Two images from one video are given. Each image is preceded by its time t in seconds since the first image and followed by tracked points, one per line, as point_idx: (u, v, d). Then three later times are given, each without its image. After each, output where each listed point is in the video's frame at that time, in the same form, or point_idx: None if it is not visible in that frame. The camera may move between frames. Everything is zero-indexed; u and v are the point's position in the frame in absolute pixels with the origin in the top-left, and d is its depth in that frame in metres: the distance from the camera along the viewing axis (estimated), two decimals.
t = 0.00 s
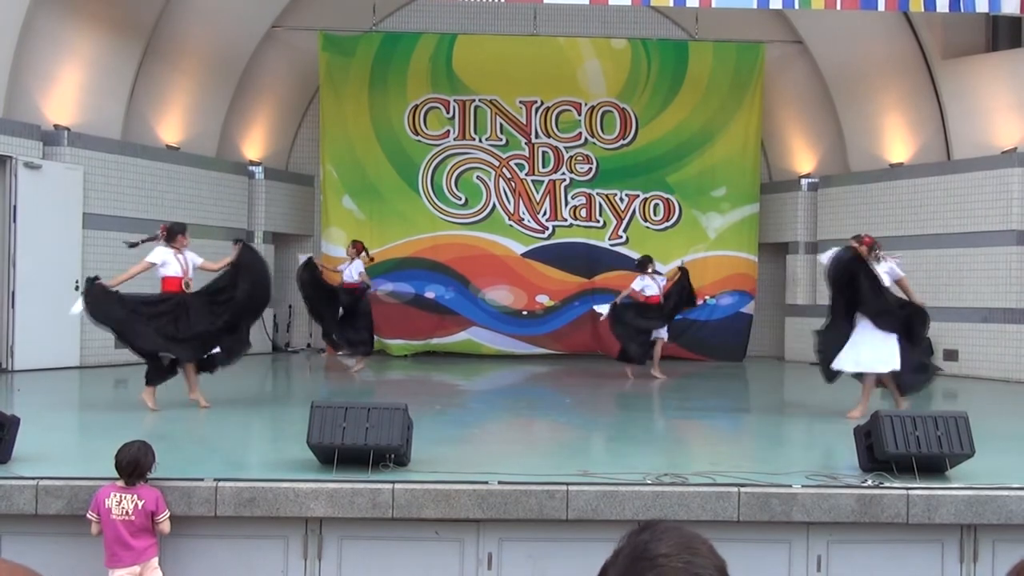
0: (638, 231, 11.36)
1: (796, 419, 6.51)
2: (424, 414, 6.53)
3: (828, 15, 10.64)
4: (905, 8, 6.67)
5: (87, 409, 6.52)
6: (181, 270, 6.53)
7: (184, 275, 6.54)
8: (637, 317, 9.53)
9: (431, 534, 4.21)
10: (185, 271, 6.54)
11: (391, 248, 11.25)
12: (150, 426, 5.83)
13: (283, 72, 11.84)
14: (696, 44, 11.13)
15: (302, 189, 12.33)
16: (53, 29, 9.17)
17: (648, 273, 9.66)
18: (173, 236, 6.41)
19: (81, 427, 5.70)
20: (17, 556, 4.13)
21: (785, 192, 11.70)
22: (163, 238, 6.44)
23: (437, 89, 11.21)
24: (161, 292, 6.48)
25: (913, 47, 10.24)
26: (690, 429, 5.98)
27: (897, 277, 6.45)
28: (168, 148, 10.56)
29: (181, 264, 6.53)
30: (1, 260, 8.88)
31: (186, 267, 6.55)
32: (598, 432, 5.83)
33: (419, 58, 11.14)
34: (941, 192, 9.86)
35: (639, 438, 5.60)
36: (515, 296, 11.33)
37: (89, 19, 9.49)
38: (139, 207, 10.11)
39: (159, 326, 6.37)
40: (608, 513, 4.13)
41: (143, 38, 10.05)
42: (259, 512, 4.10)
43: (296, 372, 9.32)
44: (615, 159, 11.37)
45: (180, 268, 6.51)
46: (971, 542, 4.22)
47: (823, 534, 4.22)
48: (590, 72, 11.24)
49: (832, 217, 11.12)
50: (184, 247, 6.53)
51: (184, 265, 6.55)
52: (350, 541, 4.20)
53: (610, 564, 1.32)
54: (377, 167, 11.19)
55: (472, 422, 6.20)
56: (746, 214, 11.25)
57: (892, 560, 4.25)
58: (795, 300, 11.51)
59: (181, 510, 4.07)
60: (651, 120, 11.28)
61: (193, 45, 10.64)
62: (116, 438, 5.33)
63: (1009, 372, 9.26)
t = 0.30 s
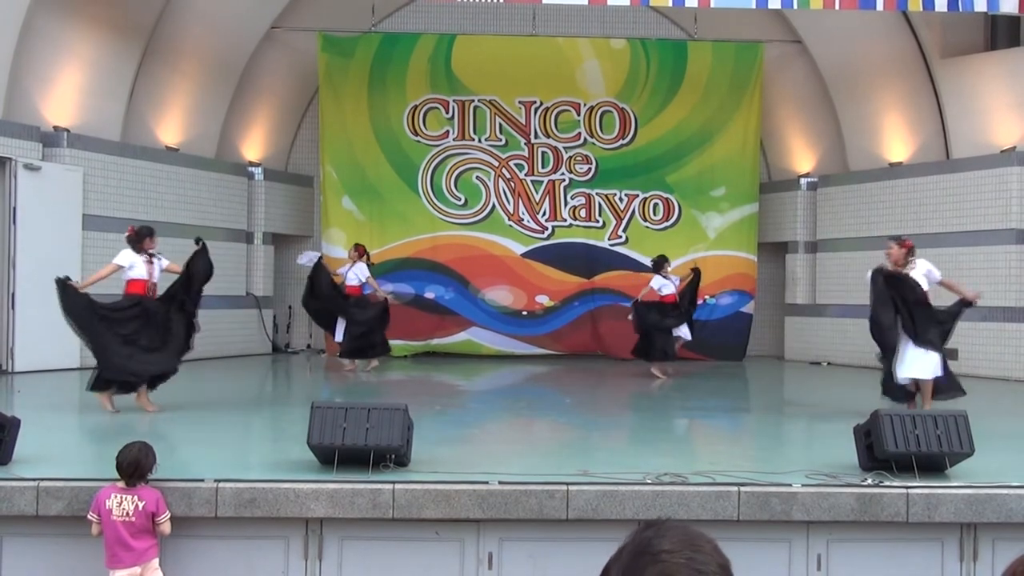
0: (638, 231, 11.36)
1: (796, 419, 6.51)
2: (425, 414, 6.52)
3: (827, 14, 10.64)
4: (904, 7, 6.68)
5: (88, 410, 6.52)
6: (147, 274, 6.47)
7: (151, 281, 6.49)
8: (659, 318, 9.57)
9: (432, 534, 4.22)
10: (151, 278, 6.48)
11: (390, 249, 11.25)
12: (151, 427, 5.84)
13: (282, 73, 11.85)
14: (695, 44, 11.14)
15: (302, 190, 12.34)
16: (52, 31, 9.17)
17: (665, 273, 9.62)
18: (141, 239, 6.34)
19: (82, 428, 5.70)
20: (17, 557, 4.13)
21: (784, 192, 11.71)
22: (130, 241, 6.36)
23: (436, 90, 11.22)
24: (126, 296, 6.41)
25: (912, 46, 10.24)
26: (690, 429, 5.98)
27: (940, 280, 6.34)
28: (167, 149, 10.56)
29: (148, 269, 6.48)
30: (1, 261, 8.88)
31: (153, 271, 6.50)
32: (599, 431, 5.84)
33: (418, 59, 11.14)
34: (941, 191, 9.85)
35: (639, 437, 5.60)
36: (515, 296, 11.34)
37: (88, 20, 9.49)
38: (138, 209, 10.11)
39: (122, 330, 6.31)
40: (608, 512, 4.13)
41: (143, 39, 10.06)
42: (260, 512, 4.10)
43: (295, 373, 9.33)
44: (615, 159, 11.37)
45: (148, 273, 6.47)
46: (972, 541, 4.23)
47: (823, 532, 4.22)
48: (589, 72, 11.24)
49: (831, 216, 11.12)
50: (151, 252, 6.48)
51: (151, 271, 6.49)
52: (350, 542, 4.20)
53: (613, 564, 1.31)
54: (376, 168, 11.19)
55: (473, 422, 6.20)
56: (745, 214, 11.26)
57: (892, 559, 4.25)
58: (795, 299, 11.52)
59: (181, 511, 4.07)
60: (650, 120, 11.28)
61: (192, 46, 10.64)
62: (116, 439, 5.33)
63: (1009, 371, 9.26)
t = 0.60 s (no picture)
0: (638, 231, 11.37)
1: (797, 419, 6.51)
2: (425, 415, 6.52)
3: (827, 15, 10.65)
4: (904, 8, 6.68)
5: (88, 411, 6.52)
6: (113, 274, 6.49)
7: (116, 281, 6.51)
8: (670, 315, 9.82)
9: (432, 535, 4.22)
10: (116, 279, 6.50)
11: (390, 250, 11.25)
12: (152, 427, 5.84)
13: (282, 74, 11.86)
14: (695, 44, 11.15)
15: (302, 191, 12.34)
16: (52, 32, 9.18)
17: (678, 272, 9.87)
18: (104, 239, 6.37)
19: (82, 429, 5.70)
20: (17, 558, 4.13)
21: (784, 193, 11.72)
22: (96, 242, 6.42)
23: (437, 91, 11.23)
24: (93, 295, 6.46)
25: (912, 47, 10.25)
26: (690, 430, 5.98)
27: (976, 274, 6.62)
28: (168, 150, 10.56)
29: (114, 269, 6.49)
30: (1, 262, 8.88)
31: (119, 271, 6.51)
32: (599, 432, 5.84)
33: (418, 60, 11.15)
34: (941, 191, 9.85)
35: (638, 438, 5.60)
36: (515, 297, 11.34)
37: (88, 21, 9.50)
38: (138, 209, 10.11)
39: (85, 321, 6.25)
40: (608, 513, 4.13)
41: (143, 40, 10.07)
42: (261, 513, 4.11)
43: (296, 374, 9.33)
44: (615, 160, 11.38)
45: (112, 273, 6.48)
46: (972, 542, 4.23)
47: (823, 532, 4.22)
48: (589, 73, 11.25)
49: (831, 216, 11.13)
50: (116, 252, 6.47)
51: (117, 271, 6.50)
52: (351, 542, 4.21)
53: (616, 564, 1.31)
54: (376, 169, 11.19)
55: (473, 423, 6.20)
56: (745, 214, 11.26)
57: (892, 559, 4.26)
58: (795, 300, 11.52)
59: (182, 512, 4.07)
60: (650, 120, 11.29)
61: (192, 47, 10.65)
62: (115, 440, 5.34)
63: (1010, 371, 9.26)
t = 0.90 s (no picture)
0: (638, 232, 11.37)
1: (797, 420, 6.51)
2: (425, 416, 6.52)
3: (828, 16, 10.65)
4: (904, 9, 6.69)
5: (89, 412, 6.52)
6: (81, 279, 6.38)
7: (84, 286, 6.39)
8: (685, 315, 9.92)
9: (432, 536, 4.22)
10: (83, 283, 6.38)
11: (391, 251, 11.25)
12: (152, 428, 5.85)
13: (283, 75, 11.86)
14: (695, 45, 11.15)
15: (302, 191, 12.34)
16: (53, 33, 9.18)
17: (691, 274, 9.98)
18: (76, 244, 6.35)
19: (83, 430, 5.70)
20: (18, 558, 4.13)
21: (784, 194, 11.73)
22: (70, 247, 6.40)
23: (437, 92, 11.23)
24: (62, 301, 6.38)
25: (913, 47, 10.25)
26: (691, 431, 5.98)
27: None
28: (168, 151, 10.57)
29: (83, 274, 6.40)
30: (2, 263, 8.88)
31: (88, 276, 6.41)
32: (600, 432, 5.85)
33: (419, 61, 11.16)
34: (942, 192, 9.84)
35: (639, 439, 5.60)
36: (516, 298, 11.34)
37: (89, 22, 9.50)
38: (138, 210, 10.11)
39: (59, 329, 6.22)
40: (609, 513, 4.13)
41: (144, 41, 10.07)
42: (261, 514, 4.11)
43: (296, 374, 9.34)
44: (616, 161, 11.38)
45: (80, 278, 6.38)
46: (972, 543, 4.23)
47: (824, 533, 4.22)
48: (590, 74, 11.26)
49: (832, 217, 11.12)
50: (88, 256, 6.40)
51: (86, 276, 6.40)
52: (351, 543, 4.21)
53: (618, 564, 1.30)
54: (377, 170, 11.20)
55: (474, 424, 6.20)
56: (745, 215, 11.26)
57: (892, 559, 4.26)
58: (795, 301, 11.52)
59: (182, 512, 4.07)
60: (651, 122, 11.29)
61: (193, 48, 10.66)
62: (116, 440, 5.33)
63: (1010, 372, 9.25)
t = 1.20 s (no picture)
0: (639, 234, 11.37)
1: (798, 422, 6.51)
2: (426, 418, 6.52)
3: (829, 17, 10.65)
4: (904, 10, 6.69)
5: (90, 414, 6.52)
6: (60, 274, 6.28)
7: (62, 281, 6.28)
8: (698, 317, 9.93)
9: (433, 538, 4.22)
10: (60, 278, 6.26)
11: (391, 253, 11.25)
12: (153, 430, 5.85)
13: (284, 77, 11.88)
14: (696, 47, 11.16)
15: (303, 194, 12.34)
16: (54, 36, 9.19)
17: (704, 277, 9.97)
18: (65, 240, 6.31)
19: (85, 432, 5.71)
20: (20, 561, 4.14)
21: (784, 195, 11.73)
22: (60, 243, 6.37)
23: (438, 94, 11.24)
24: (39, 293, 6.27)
25: (913, 49, 10.25)
26: (692, 433, 5.98)
27: None
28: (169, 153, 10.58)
29: (63, 270, 6.30)
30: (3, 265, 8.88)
31: (68, 272, 6.31)
32: (601, 434, 5.85)
33: (420, 63, 11.17)
34: (943, 193, 9.85)
35: (640, 441, 5.61)
36: (517, 300, 11.34)
37: (90, 25, 9.50)
38: (139, 212, 10.11)
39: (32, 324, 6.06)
40: (610, 516, 4.13)
41: (145, 43, 10.08)
42: (263, 516, 4.11)
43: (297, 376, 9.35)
44: (616, 163, 11.38)
45: (59, 273, 6.28)
46: (973, 544, 4.23)
47: (825, 535, 4.22)
48: (590, 76, 11.27)
49: (833, 219, 11.13)
50: (75, 254, 6.35)
51: (66, 272, 6.30)
52: (353, 545, 4.21)
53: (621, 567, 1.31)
54: (378, 172, 11.21)
55: (475, 426, 6.20)
56: (746, 216, 11.26)
57: (893, 561, 4.26)
58: (796, 303, 11.53)
59: (184, 515, 4.08)
60: (651, 124, 11.30)
61: (194, 50, 10.67)
62: (117, 442, 5.33)
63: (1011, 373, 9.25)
